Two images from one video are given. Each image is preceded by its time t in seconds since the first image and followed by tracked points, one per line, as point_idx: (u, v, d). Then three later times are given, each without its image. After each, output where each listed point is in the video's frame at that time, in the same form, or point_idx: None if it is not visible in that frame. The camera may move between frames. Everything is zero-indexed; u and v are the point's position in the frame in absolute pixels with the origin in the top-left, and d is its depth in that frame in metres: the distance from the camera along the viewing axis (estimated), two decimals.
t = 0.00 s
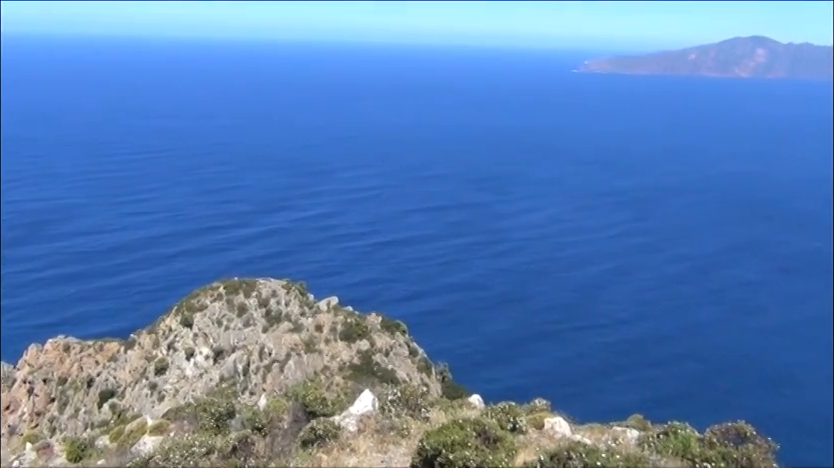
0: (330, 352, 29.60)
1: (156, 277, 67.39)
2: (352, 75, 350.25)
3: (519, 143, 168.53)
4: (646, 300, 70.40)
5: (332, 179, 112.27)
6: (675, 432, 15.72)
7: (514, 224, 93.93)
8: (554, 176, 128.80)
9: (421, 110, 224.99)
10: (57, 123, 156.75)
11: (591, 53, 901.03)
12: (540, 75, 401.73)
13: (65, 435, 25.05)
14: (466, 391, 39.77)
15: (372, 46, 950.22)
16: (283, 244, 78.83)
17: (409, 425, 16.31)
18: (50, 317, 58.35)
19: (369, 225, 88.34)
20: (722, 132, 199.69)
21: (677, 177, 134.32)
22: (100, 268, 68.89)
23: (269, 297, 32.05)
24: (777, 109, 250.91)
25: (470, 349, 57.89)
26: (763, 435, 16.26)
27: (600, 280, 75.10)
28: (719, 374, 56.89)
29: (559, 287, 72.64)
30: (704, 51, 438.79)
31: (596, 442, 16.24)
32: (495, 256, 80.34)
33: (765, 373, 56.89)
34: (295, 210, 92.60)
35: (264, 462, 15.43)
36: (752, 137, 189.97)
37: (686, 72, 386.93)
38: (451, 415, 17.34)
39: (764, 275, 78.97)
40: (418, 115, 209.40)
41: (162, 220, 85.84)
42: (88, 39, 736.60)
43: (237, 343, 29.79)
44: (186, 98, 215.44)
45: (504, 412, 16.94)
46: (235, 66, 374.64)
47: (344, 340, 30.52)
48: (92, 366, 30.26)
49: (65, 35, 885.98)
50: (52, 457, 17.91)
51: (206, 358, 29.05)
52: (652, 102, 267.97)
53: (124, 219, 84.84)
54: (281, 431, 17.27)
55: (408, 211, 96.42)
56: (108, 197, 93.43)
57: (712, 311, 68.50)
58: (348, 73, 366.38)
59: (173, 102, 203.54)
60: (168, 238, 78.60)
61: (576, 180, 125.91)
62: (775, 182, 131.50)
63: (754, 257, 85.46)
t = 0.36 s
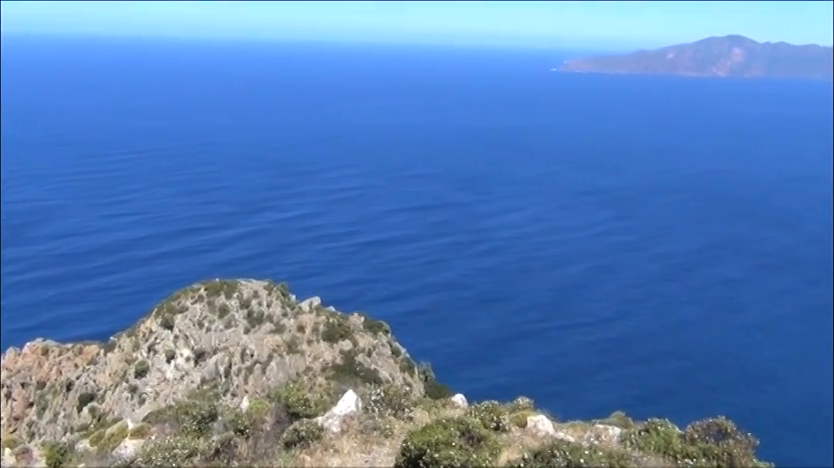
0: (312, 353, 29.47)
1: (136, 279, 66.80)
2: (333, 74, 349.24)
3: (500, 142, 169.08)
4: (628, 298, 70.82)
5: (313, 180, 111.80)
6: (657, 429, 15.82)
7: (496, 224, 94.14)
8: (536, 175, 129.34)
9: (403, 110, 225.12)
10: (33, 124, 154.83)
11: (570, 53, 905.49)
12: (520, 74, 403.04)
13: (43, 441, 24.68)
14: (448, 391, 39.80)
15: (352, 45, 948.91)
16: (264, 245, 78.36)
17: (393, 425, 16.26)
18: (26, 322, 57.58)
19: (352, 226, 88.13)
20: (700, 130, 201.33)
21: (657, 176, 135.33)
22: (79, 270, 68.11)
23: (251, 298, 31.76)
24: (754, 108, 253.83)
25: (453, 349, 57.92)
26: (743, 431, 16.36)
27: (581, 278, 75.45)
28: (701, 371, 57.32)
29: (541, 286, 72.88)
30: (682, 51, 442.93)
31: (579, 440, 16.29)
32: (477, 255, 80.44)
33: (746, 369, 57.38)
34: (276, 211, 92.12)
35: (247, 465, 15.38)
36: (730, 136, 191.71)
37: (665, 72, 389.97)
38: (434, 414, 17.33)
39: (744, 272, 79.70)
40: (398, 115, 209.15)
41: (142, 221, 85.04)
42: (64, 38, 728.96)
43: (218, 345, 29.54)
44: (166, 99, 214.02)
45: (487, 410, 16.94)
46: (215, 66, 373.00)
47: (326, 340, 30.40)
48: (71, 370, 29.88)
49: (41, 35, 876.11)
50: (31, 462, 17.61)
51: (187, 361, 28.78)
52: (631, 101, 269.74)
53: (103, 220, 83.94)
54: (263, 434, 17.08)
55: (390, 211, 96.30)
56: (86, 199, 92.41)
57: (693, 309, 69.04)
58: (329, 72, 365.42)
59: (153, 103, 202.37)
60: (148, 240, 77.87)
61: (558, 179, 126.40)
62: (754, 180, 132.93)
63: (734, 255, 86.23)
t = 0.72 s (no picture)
0: (294, 354, 29.39)
1: (117, 281, 66.29)
2: (314, 75, 348.30)
3: (483, 142, 169.80)
4: (610, 298, 71.32)
5: (296, 181, 111.45)
6: (638, 427, 15.98)
7: (479, 224, 94.42)
8: (518, 175, 130.02)
9: (385, 110, 225.50)
10: (11, 125, 153.08)
11: (551, 53, 911.09)
12: (502, 75, 404.21)
13: (23, 445, 24.51)
14: (431, 391, 39.87)
15: (334, 45, 947.99)
16: (247, 247, 77.99)
17: (375, 426, 16.30)
18: (5, 326, 56.91)
19: (335, 227, 88.03)
20: (680, 130, 202.94)
21: (638, 175, 136.45)
22: (59, 273, 67.46)
23: (232, 300, 31.73)
24: (732, 108, 256.92)
25: (437, 349, 58.04)
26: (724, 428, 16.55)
27: (564, 278, 75.86)
28: (682, 369, 57.81)
29: (524, 286, 73.22)
30: (661, 52, 447.46)
31: (561, 439, 16.41)
32: (460, 255, 80.66)
33: (727, 368, 57.96)
34: (259, 212, 91.72)
35: None
36: (709, 136, 193.41)
37: (645, 72, 392.81)
38: (417, 415, 17.41)
39: (724, 272, 80.54)
40: (381, 116, 208.90)
41: (123, 223, 84.38)
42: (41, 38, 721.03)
43: (200, 347, 29.40)
44: (147, 99, 212.94)
45: (471, 410, 17.05)
46: (196, 66, 371.72)
47: (308, 341, 30.34)
48: (51, 373, 29.69)
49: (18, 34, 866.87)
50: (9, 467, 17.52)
51: (168, 363, 28.66)
52: (612, 102, 271.45)
53: (83, 222, 83.18)
54: (246, 435, 17.10)
55: (373, 212, 96.21)
56: (66, 200, 91.52)
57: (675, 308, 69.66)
58: (311, 73, 364.38)
59: (134, 104, 200.91)
60: (129, 242, 77.25)
61: (540, 179, 126.92)
62: (733, 179, 134.48)
63: (714, 254, 87.11)
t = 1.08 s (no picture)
0: (277, 357, 29.23)
1: (98, 285, 65.64)
2: (296, 77, 347.36)
3: (465, 144, 170.63)
4: (594, 299, 71.66)
5: (278, 183, 111.07)
6: (620, 426, 16.12)
7: (462, 226, 94.55)
8: (501, 176, 130.70)
9: (367, 111, 225.94)
10: None
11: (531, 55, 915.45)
12: (483, 76, 405.50)
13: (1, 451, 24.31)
14: (414, 392, 39.89)
15: (315, 47, 947.40)
16: (229, 249, 77.57)
17: (359, 428, 16.24)
18: None
19: (317, 229, 87.80)
20: (660, 132, 204.67)
21: (619, 176, 137.61)
22: (38, 278, 66.69)
23: (214, 302, 31.55)
24: (710, 109, 260.11)
25: (422, 351, 58.00)
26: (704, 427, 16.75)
27: (548, 280, 76.11)
28: (667, 369, 58.16)
29: (508, 288, 73.40)
30: (640, 54, 452.02)
31: (544, 438, 16.51)
32: (444, 257, 80.73)
33: (710, 368, 58.44)
34: (241, 215, 91.29)
35: None
36: (689, 137, 195.22)
37: (625, 74, 395.73)
38: (401, 416, 17.39)
39: (706, 273, 81.26)
40: (363, 118, 208.80)
41: (103, 226, 83.62)
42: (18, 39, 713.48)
43: (181, 350, 29.13)
44: (127, 101, 211.24)
45: (454, 411, 17.11)
46: (177, 67, 370.49)
47: (291, 344, 30.25)
48: (30, 378, 29.59)
49: None
50: None
51: (149, 367, 28.47)
52: (592, 103, 273.35)
53: (63, 226, 82.34)
54: (228, 439, 17.05)
55: (356, 214, 96.07)
56: (45, 203, 90.53)
57: (658, 309, 70.15)
58: (292, 74, 363.11)
59: (114, 106, 199.17)
60: (109, 246, 76.56)
61: (522, 181, 127.45)
62: (713, 180, 136.07)
63: (696, 255, 87.86)
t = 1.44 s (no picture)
0: (259, 359, 29.17)
1: (80, 288, 64.98)
2: (279, 77, 345.98)
3: (449, 144, 171.13)
4: (578, 299, 72.02)
5: (261, 184, 110.60)
6: (603, 424, 16.16)
7: (447, 226, 94.66)
8: (485, 177, 131.13)
9: (351, 112, 225.98)
10: None
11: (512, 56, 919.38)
12: (466, 77, 406.17)
13: None
14: (399, 393, 39.83)
15: (297, 47, 945.21)
16: (212, 251, 77.05)
17: (344, 429, 16.14)
18: None
19: (301, 230, 87.52)
20: (642, 132, 206.07)
21: (602, 176, 138.52)
22: (18, 281, 65.91)
23: (195, 305, 31.35)
24: (691, 109, 262.59)
25: (408, 352, 57.96)
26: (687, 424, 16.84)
27: (532, 280, 76.39)
28: (650, 368, 58.46)
29: (493, 289, 73.56)
30: (622, 55, 455.44)
31: (529, 438, 16.50)
32: (429, 258, 80.76)
33: (693, 366, 58.86)
34: (225, 216, 90.77)
35: None
36: (670, 137, 196.63)
37: (606, 74, 398.02)
38: (385, 417, 17.31)
39: (689, 272, 81.89)
40: (346, 119, 208.60)
41: (84, 228, 82.79)
42: None
43: (162, 353, 28.82)
44: (108, 102, 209.47)
45: (438, 411, 17.10)
46: (158, 67, 367.88)
47: (273, 345, 30.30)
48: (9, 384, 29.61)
49: None
50: None
51: (130, 369, 28.05)
52: (574, 104, 274.83)
53: (43, 228, 81.44)
54: (211, 441, 16.95)
55: (340, 216, 95.80)
56: (25, 205, 89.53)
57: (641, 309, 70.60)
58: (275, 74, 361.57)
59: (94, 107, 197.52)
60: (91, 248, 75.79)
61: (506, 181, 127.81)
62: (695, 180, 137.31)
63: (678, 255, 88.54)
